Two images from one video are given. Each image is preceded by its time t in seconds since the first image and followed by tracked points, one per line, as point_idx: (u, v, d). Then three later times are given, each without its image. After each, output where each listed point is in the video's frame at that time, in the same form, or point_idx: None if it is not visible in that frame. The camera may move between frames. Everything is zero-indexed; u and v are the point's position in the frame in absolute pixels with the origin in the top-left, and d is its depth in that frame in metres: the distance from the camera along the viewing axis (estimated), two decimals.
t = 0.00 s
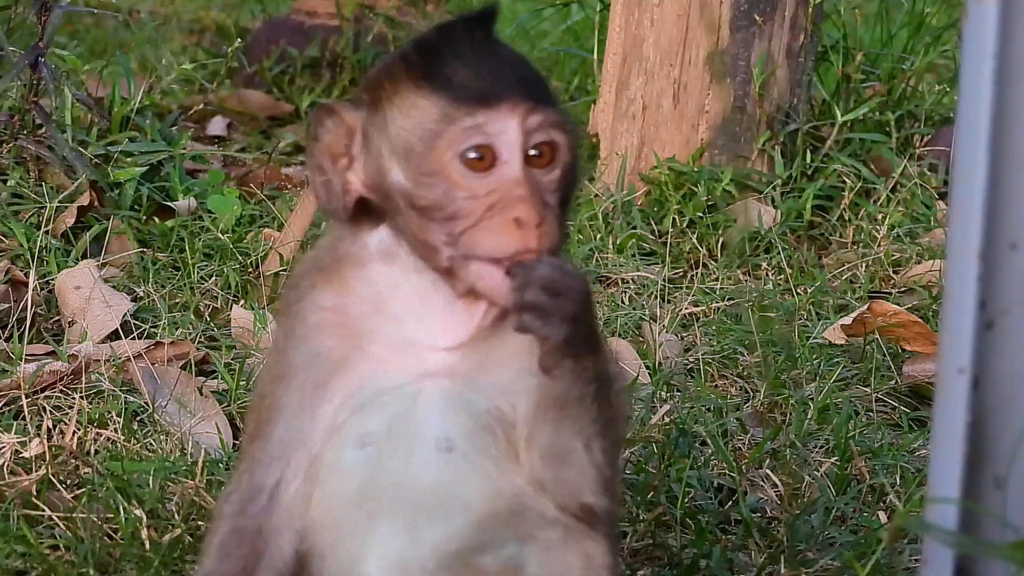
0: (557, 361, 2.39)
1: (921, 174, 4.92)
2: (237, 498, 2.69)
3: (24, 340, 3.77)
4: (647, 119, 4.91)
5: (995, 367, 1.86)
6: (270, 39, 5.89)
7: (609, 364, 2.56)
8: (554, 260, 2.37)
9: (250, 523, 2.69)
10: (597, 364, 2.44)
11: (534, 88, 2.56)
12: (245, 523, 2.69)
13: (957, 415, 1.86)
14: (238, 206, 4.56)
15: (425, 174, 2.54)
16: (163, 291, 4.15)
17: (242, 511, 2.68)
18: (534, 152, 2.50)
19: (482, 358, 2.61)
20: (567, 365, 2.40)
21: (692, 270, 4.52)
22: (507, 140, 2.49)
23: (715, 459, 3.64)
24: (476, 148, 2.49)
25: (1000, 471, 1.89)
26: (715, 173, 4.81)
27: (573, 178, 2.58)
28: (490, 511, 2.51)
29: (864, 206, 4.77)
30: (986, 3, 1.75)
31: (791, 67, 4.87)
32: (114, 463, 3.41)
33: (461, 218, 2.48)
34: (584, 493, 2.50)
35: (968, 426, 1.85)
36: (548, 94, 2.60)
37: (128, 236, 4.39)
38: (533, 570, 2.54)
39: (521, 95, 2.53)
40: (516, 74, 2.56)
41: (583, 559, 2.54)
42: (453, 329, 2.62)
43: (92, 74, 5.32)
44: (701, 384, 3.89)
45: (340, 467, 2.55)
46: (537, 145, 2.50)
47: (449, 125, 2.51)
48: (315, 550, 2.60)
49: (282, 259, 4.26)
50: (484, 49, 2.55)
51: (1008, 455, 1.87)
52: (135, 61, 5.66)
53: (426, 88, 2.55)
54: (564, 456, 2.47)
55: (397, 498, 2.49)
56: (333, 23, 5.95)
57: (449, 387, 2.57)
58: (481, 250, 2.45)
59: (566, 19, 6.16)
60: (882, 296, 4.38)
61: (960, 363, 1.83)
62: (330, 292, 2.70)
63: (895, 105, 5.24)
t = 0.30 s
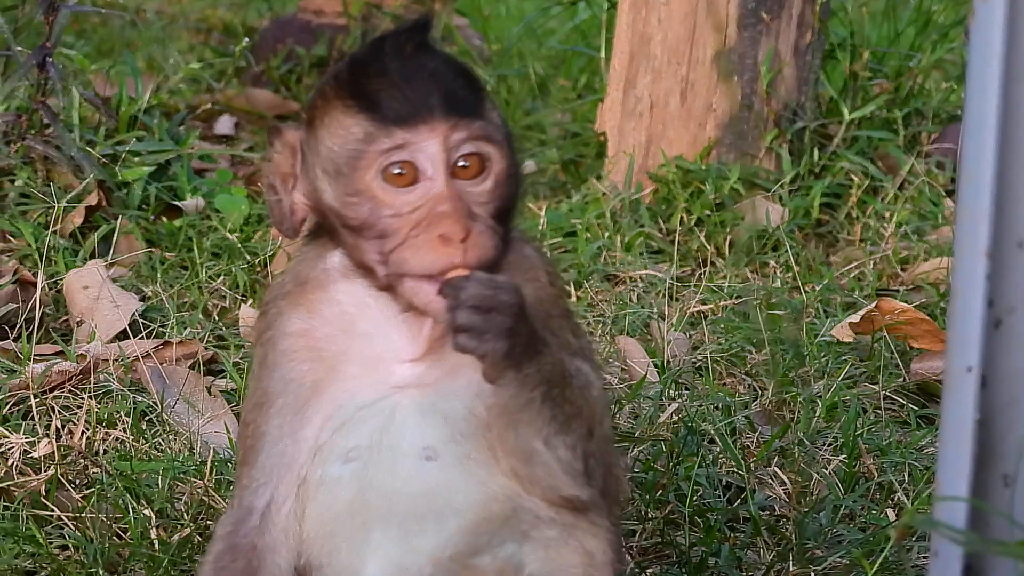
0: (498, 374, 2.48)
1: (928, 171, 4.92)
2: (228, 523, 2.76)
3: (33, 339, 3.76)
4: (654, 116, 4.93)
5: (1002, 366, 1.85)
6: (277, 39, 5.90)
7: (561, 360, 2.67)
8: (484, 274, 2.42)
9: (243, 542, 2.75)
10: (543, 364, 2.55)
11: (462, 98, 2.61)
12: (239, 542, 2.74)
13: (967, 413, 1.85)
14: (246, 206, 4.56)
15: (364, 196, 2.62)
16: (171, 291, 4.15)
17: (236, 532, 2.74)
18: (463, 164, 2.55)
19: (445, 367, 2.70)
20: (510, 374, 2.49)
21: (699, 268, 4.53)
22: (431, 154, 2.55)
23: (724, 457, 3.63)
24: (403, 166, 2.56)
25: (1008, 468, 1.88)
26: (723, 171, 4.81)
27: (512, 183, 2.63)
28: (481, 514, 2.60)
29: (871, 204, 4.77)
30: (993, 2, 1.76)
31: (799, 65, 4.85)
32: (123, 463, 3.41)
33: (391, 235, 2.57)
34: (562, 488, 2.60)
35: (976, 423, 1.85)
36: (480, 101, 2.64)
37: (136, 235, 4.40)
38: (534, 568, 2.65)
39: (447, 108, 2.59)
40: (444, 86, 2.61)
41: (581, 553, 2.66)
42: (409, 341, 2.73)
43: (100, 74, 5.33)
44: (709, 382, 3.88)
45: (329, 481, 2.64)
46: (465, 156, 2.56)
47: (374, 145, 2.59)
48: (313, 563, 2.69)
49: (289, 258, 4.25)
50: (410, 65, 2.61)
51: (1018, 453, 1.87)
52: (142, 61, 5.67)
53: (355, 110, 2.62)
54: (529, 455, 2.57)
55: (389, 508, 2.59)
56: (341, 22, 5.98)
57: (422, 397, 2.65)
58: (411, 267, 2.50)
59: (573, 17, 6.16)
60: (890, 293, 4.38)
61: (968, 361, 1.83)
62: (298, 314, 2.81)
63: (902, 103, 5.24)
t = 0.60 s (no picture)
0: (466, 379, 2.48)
1: (936, 170, 4.91)
2: (232, 529, 2.81)
3: (41, 341, 3.75)
4: (662, 117, 4.95)
5: (1011, 364, 1.86)
6: (284, 39, 5.94)
7: (542, 357, 2.64)
8: (460, 276, 2.44)
9: (246, 547, 2.80)
10: (518, 364, 2.53)
11: (454, 97, 2.62)
12: (242, 546, 2.80)
13: (976, 413, 1.86)
14: (254, 207, 4.57)
15: (348, 186, 2.64)
16: (179, 292, 4.16)
17: (238, 538, 2.80)
18: (449, 160, 2.57)
19: (435, 364, 2.68)
20: (480, 376, 2.47)
21: (707, 268, 4.52)
22: (414, 149, 2.56)
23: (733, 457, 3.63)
24: (388, 159, 2.58)
25: (1019, 467, 1.88)
26: (730, 171, 4.80)
27: (499, 183, 2.63)
28: (477, 511, 2.58)
29: (879, 203, 4.76)
30: None
31: (806, 64, 4.83)
32: (132, 464, 3.41)
33: (370, 226, 2.60)
34: (552, 483, 2.61)
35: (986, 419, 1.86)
36: (473, 101, 2.65)
37: (144, 237, 4.41)
38: (535, 563, 2.67)
39: (435, 105, 2.60)
40: (437, 83, 2.62)
41: (581, 550, 2.69)
42: (400, 338, 2.72)
43: (108, 76, 5.33)
44: (718, 382, 3.85)
45: (326, 481, 2.63)
46: (452, 154, 2.58)
47: (360, 136, 2.62)
48: (315, 563, 2.71)
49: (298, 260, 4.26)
50: (405, 59, 2.61)
51: None
52: (149, 62, 5.67)
53: (346, 101, 2.63)
54: (514, 453, 2.55)
55: (385, 506, 2.56)
56: (348, 22, 6.04)
57: (414, 394, 2.63)
58: (389, 261, 2.53)
59: (580, 16, 6.16)
60: (898, 293, 4.37)
61: (978, 358, 1.84)
62: (294, 317, 2.81)
63: (910, 101, 5.24)
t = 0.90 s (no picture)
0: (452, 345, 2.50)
1: (943, 171, 4.91)
2: (243, 516, 2.85)
3: (48, 344, 3.75)
4: (668, 118, 4.93)
5: (1016, 368, 1.99)
6: (290, 42, 5.96)
7: (536, 340, 2.63)
8: (438, 248, 2.47)
9: (255, 535, 2.83)
10: (495, 335, 2.55)
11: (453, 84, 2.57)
12: (249, 535, 2.84)
13: (983, 414, 1.98)
14: (260, 210, 4.58)
15: (339, 162, 2.63)
16: (186, 295, 4.16)
17: (246, 526, 2.84)
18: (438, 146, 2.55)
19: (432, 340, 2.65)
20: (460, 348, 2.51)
21: (714, 270, 4.52)
22: (399, 131, 2.52)
23: (740, 459, 3.63)
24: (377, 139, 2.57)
25: None
26: (737, 173, 4.80)
27: (491, 171, 2.61)
28: (473, 495, 2.58)
29: (886, 204, 4.76)
30: (1008, 3, 1.94)
31: (812, 66, 4.87)
32: (139, 466, 3.40)
33: (355, 203, 2.59)
34: (545, 468, 2.60)
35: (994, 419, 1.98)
36: (473, 88, 2.59)
37: (151, 239, 4.41)
38: (538, 559, 2.67)
39: (427, 90, 2.54)
40: (437, 69, 2.57)
41: (583, 542, 2.68)
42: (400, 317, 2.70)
43: (114, 78, 5.34)
44: (725, 384, 3.86)
45: (325, 463, 2.62)
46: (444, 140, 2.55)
47: (354, 114, 2.60)
48: (321, 549, 2.73)
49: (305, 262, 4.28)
50: (412, 44, 2.58)
51: None
52: (155, 65, 5.69)
53: (348, 79, 2.63)
54: (499, 430, 2.56)
55: (381, 487, 2.57)
56: (354, 25, 6.07)
57: (411, 372, 2.61)
58: (370, 239, 2.53)
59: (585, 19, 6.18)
60: (904, 294, 4.36)
61: (986, 360, 1.97)
62: (300, 302, 2.81)
63: (915, 103, 5.25)
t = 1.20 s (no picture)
0: (460, 357, 2.45)
1: (946, 170, 4.91)
2: (252, 508, 2.87)
3: (51, 338, 3.75)
4: (672, 117, 4.92)
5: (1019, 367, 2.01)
6: (296, 38, 5.96)
7: (548, 348, 2.58)
8: (447, 264, 2.40)
9: (262, 528, 2.85)
10: (507, 345, 2.49)
11: (480, 83, 2.57)
12: (257, 527, 2.85)
13: (984, 412, 2.00)
14: (264, 206, 4.58)
15: (362, 154, 2.64)
16: (189, 290, 4.16)
17: (254, 518, 2.85)
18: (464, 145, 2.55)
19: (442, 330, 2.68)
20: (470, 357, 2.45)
21: (717, 267, 4.52)
22: (427, 128, 2.53)
23: (741, 457, 3.63)
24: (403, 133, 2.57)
25: None
26: (741, 170, 4.80)
27: (513, 170, 2.63)
28: (481, 493, 2.59)
29: (889, 203, 4.76)
30: (1011, 2, 1.94)
31: (817, 65, 4.85)
32: (140, 461, 3.40)
33: (378, 196, 2.60)
34: (552, 470, 2.59)
35: (993, 419, 2.00)
36: (500, 88, 2.60)
37: (154, 234, 4.41)
38: (545, 558, 2.68)
39: (457, 88, 2.55)
40: (466, 66, 2.57)
41: (589, 543, 2.69)
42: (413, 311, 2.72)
43: (118, 72, 5.34)
44: (727, 382, 3.87)
45: (336, 454, 2.63)
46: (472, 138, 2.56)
47: (381, 106, 2.60)
48: (327, 541, 2.73)
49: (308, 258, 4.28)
50: (442, 39, 2.58)
51: None
52: (159, 59, 5.69)
53: (376, 70, 2.62)
54: (507, 434, 2.54)
55: (391, 480, 2.57)
56: (358, 21, 6.08)
57: (422, 364, 2.62)
58: (391, 234, 2.54)
59: (591, 16, 6.19)
60: (907, 293, 4.36)
61: (987, 360, 1.99)
62: (315, 293, 2.83)
63: (919, 102, 5.25)
